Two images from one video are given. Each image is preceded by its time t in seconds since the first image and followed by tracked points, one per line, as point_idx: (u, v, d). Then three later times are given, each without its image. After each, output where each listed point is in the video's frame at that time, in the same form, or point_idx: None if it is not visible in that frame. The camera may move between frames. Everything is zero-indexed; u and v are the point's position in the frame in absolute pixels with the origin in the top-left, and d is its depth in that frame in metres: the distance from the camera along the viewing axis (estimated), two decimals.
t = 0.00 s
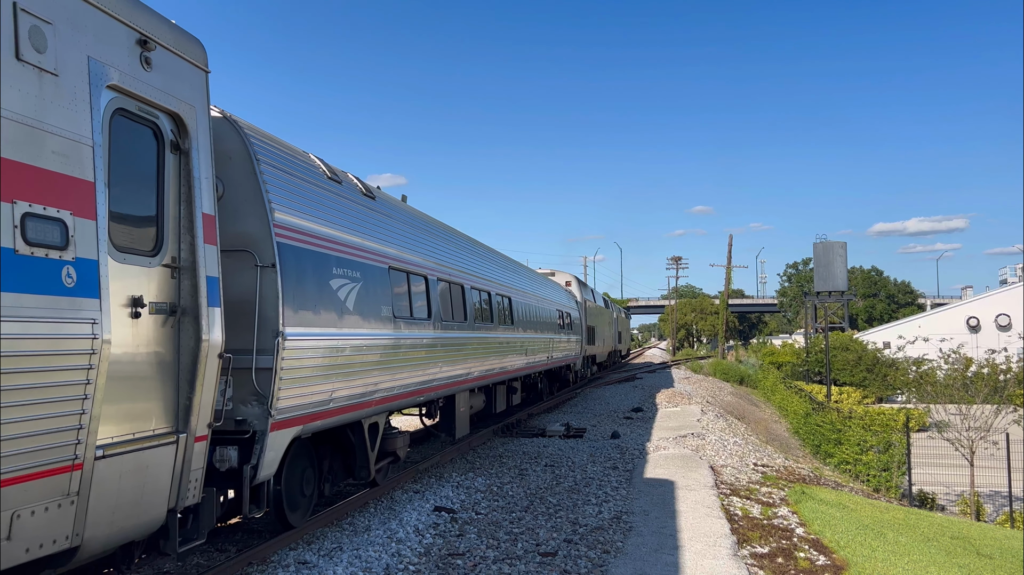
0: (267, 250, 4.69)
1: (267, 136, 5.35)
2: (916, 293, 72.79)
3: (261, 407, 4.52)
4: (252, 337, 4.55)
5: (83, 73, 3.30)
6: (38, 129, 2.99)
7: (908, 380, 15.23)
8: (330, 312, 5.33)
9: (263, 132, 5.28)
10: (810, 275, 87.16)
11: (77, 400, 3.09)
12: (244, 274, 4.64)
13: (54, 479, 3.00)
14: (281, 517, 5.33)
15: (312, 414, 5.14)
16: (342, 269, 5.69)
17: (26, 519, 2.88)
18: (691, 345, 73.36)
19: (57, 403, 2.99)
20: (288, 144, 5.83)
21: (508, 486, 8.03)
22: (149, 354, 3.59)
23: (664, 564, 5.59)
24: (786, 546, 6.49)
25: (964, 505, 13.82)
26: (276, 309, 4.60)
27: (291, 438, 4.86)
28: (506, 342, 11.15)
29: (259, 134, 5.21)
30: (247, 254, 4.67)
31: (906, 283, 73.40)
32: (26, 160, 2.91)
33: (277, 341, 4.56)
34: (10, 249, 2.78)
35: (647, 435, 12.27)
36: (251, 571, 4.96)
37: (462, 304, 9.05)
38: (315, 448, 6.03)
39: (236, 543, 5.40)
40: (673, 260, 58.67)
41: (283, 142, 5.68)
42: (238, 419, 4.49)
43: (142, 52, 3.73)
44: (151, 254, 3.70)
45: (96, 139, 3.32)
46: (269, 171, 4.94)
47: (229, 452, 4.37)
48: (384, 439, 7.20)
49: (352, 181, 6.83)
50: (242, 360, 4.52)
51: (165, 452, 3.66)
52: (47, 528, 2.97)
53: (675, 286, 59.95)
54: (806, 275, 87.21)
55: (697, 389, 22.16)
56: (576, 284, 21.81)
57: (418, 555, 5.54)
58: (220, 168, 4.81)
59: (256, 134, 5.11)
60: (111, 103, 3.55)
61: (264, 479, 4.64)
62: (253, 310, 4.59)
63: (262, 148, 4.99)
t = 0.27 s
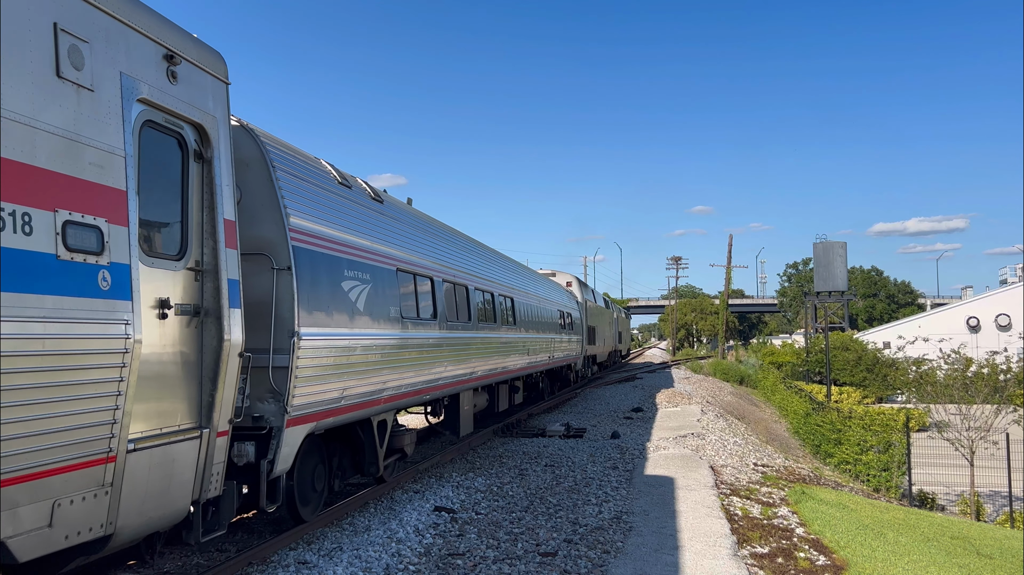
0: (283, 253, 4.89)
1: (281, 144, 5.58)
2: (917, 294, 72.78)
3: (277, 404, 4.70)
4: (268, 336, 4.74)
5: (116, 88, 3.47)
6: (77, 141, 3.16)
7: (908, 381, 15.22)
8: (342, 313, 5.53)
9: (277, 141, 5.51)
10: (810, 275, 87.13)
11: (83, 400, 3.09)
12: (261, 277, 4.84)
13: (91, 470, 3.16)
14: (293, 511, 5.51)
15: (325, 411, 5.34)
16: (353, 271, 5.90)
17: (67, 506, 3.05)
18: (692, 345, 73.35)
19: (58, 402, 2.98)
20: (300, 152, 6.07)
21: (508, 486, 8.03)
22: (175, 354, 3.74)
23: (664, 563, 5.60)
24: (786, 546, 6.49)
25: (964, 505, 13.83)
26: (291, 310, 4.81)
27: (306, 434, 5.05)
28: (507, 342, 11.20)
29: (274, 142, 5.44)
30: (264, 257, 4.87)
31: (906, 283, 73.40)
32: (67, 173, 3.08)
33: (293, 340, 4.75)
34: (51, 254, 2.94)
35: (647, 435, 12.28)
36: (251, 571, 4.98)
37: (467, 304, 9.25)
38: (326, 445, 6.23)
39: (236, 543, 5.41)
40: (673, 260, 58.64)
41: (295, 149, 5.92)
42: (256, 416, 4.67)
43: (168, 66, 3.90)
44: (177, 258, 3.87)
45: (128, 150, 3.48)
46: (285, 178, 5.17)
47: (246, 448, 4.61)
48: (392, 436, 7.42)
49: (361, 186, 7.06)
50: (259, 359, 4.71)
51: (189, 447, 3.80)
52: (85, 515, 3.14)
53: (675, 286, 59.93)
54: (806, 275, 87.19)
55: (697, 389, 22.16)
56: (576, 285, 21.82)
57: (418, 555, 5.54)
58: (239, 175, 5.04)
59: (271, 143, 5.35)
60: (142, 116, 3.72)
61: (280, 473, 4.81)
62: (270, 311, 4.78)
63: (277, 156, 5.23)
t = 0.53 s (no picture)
0: (298, 257, 5.14)
1: (295, 151, 5.82)
2: (917, 294, 72.74)
3: (293, 401, 4.95)
4: (284, 336, 5.00)
5: (147, 103, 3.67)
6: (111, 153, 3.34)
7: (908, 381, 15.22)
8: (354, 314, 5.79)
9: (292, 148, 5.75)
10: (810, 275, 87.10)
11: (77, 400, 3.08)
12: (277, 280, 5.11)
13: (126, 462, 3.37)
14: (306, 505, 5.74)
15: (337, 408, 5.56)
16: (363, 274, 6.14)
17: (103, 497, 3.26)
18: (692, 345, 73.31)
19: (53, 403, 2.96)
20: (312, 157, 6.30)
21: (508, 486, 8.03)
22: (197, 353, 3.91)
23: (663, 564, 5.59)
24: (786, 546, 6.49)
25: (965, 505, 13.83)
26: (307, 310, 5.05)
27: (319, 430, 5.28)
28: (509, 342, 11.25)
29: (289, 149, 5.67)
30: (280, 260, 5.13)
31: (906, 283, 73.38)
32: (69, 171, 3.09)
33: (308, 340, 4.99)
34: (88, 259, 3.11)
35: (647, 435, 12.27)
36: (251, 571, 4.98)
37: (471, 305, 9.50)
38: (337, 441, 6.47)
39: (236, 542, 5.39)
40: (673, 260, 58.60)
41: (308, 155, 6.16)
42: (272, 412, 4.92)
43: (194, 81, 4.09)
44: (200, 262, 4.06)
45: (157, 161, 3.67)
46: (299, 184, 5.41)
47: (264, 442, 4.69)
48: (399, 433, 7.65)
49: (369, 190, 7.29)
50: (276, 357, 4.97)
51: (211, 442, 3.97)
52: (119, 506, 3.35)
53: (675, 286, 59.90)
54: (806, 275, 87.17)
55: (697, 389, 22.15)
56: (577, 286, 21.82)
57: (418, 555, 5.54)
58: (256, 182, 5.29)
59: (286, 149, 5.59)
60: (170, 128, 3.92)
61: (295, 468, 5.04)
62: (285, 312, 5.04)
63: (292, 163, 5.46)
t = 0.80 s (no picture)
0: (313, 260, 5.30)
1: (309, 157, 6.02)
2: (917, 294, 72.70)
3: (309, 399, 5.09)
4: (301, 336, 5.15)
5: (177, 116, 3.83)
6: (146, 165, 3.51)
7: (908, 381, 15.22)
8: (365, 315, 5.96)
9: (306, 154, 5.95)
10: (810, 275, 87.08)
11: (76, 400, 3.03)
12: (293, 282, 5.25)
13: (158, 454, 3.54)
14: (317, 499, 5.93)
15: (349, 405, 5.73)
16: (374, 276, 6.33)
17: (138, 487, 3.43)
18: (692, 345, 73.29)
19: (54, 403, 2.92)
20: (324, 163, 6.50)
21: (508, 486, 8.03)
22: (221, 351, 4.12)
23: (664, 563, 5.59)
24: (786, 546, 6.49)
25: (965, 505, 13.82)
26: (322, 312, 5.22)
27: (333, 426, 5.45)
28: (511, 342, 11.29)
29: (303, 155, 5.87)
30: (297, 263, 5.28)
31: (906, 283, 73.34)
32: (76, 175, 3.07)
33: (323, 340, 5.18)
34: (126, 264, 3.27)
35: (647, 435, 12.27)
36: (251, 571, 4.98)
37: (475, 306, 9.66)
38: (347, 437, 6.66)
39: (236, 542, 5.38)
40: (673, 260, 58.51)
41: (320, 161, 6.35)
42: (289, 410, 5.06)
43: (217, 94, 4.26)
44: (224, 265, 4.27)
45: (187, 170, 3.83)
46: (314, 189, 5.61)
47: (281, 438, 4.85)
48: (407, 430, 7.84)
49: (378, 195, 7.49)
50: (293, 357, 5.10)
51: (234, 437, 4.16)
52: (151, 496, 3.52)
53: (675, 286, 59.91)
54: (806, 274, 87.15)
55: (697, 389, 22.15)
56: (578, 286, 21.82)
57: (418, 555, 5.54)
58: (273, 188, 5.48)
59: (301, 156, 5.78)
60: (196, 140, 4.08)
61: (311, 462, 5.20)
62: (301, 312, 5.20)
63: (307, 169, 5.66)
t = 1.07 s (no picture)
0: (328, 263, 5.47)
1: (322, 164, 6.19)
2: (916, 294, 72.71)
3: (324, 397, 5.25)
4: (316, 336, 5.31)
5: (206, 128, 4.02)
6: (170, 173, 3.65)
7: (908, 381, 15.22)
8: (376, 316, 6.13)
9: (319, 161, 6.12)
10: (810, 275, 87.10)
11: (77, 400, 3.00)
12: (309, 285, 5.41)
13: (188, 447, 3.71)
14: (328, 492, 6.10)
15: (362, 403, 5.90)
16: (384, 278, 6.51)
17: (170, 478, 3.60)
18: (692, 345, 73.32)
19: (57, 402, 2.89)
20: (336, 169, 6.67)
21: (508, 486, 8.03)
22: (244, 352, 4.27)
23: (664, 563, 5.59)
24: (786, 546, 6.49)
25: (965, 505, 13.83)
26: (336, 313, 5.38)
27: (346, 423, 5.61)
28: (513, 342, 11.34)
29: (317, 162, 6.04)
30: (312, 267, 5.43)
31: (906, 283, 73.35)
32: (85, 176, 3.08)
33: (338, 340, 5.33)
34: (160, 268, 3.45)
35: (647, 435, 12.28)
36: (251, 571, 4.98)
37: (480, 306, 9.78)
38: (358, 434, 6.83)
39: (236, 543, 5.38)
40: (673, 260, 58.53)
41: (332, 168, 6.53)
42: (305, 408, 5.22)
43: (241, 106, 4.43)
44: (246, 269, 4.42)
45: (212, 179, 4.00)
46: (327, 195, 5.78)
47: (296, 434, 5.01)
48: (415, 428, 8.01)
49: (387, 199, 7.66)
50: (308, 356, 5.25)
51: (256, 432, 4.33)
52: (181, 486, 3.68)
53: (675, 286, 59.95)
54: (806, 274, 87.16)
55: (697, 389, 22.16)
56: (579, 287, 21.83)
57: (418, 555, 5.54)
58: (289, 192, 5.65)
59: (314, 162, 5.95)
60: (222, 150, 4.26)
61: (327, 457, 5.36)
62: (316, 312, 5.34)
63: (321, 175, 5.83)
